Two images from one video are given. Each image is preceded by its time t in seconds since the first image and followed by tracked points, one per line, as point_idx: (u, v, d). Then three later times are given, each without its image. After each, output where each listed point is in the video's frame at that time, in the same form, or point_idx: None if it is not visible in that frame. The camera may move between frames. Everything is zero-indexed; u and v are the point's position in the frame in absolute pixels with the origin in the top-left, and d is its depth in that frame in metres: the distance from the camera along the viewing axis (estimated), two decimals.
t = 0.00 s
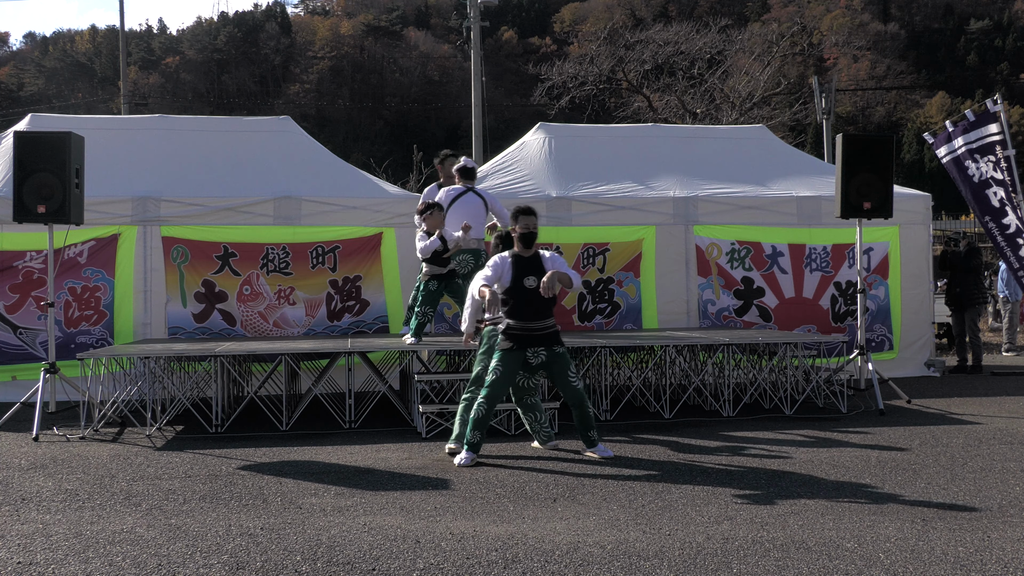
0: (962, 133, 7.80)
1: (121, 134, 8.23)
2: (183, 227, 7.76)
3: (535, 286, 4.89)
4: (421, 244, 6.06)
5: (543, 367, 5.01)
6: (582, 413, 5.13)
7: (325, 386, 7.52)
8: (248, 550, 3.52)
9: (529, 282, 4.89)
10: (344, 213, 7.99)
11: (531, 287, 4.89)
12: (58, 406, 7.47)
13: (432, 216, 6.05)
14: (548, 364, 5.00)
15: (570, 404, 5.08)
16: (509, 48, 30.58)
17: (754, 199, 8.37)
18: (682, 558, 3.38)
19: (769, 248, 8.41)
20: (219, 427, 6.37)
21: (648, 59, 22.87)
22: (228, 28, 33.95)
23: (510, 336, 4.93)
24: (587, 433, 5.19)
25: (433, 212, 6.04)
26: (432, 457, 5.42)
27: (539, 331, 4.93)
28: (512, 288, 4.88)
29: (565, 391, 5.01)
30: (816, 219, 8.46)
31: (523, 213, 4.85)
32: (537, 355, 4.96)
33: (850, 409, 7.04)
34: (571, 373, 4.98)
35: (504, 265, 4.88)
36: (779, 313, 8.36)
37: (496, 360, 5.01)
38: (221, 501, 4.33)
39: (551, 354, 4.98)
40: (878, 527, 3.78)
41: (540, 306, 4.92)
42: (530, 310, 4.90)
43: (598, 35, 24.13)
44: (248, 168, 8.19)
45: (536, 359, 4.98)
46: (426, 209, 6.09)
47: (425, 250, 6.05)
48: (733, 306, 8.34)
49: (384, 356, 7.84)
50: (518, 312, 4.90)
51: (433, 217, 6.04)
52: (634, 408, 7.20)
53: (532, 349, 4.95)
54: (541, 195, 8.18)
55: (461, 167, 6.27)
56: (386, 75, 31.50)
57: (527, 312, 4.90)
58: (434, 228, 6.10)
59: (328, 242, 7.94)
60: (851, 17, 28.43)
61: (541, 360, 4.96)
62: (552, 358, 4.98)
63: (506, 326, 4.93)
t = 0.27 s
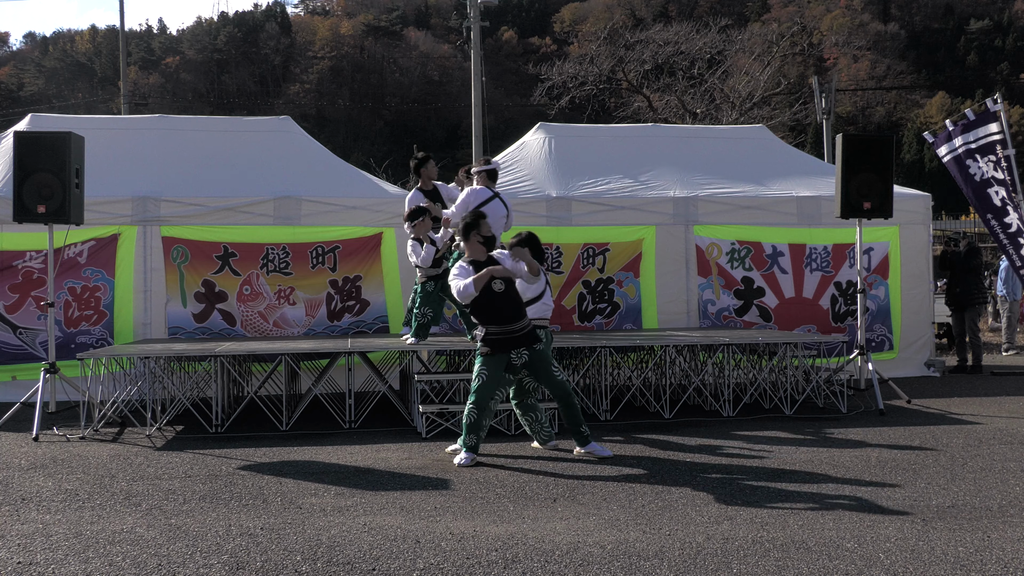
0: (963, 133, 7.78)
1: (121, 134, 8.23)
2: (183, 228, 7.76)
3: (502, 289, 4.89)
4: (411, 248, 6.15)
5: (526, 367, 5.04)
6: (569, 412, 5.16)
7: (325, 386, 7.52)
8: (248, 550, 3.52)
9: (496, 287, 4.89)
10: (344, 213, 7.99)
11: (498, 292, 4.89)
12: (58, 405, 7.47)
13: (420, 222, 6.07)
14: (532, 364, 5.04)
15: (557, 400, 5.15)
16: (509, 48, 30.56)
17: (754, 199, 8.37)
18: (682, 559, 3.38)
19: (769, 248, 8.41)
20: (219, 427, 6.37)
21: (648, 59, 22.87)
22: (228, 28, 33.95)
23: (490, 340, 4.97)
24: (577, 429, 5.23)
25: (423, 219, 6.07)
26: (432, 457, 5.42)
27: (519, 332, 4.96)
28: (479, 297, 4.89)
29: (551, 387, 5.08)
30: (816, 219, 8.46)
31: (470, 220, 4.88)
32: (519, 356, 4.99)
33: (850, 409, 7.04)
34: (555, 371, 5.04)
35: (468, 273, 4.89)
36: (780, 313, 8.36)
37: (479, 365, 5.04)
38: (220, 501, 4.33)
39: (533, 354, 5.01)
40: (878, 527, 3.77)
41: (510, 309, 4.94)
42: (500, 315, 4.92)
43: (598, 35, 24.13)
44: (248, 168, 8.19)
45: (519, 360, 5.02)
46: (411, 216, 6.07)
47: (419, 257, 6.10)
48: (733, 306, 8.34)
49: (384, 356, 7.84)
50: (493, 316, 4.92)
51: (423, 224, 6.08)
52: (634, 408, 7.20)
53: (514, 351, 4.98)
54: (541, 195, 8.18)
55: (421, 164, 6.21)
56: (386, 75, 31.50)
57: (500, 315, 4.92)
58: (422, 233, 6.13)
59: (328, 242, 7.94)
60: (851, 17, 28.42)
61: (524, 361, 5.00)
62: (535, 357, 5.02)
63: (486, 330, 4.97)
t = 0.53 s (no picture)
0: (961, 133, 7.83)
1: (121, 134, 8.23)
2: (183, 228, 7.76)
3: (490, 293, 4.96)
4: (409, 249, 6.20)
5: (520, 370, 5.06)
6: (564, 414, 5.16)
7: (325, 386, 7.52)
8: (248, 550, 3.52)
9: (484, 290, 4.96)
10: (344, 213, 7.99)
11: (486, 297, 4.95)
12: (58, 405, 7.47)
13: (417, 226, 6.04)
14: (526, 367, 5.06)
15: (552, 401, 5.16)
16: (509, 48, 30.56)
17: (754, 199, 8.37)
18: (682, 559, 3.38)
19: (769, 248, 8.41)
20: (219, 427, 6.37)
21: (648, 59, 22.87)
22: (228, 28, 33.95)
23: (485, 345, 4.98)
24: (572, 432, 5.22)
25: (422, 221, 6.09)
26: (432, 457, 5.42)
27: (513, 336, 4.99)
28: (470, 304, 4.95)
29: (545, 389, 5.10)
30: (816, 219, 8.46)
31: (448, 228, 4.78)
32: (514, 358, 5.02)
33: (850, 409, 7.04)
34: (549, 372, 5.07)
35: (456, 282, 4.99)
36: (780, 313, 8.36)
37: (474, 369, 5.04)
38: (221, 501, 4.33)
39: (528, 357, 5.03)
40: (878, 527, 3.77)
41: (502, 314, 4.97)
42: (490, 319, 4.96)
43: (598, 35, 24.12)
44: (248, 168, 8.19)
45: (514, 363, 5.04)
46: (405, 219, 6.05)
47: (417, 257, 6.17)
48: (734, 306, 8.34)
49: (384, 356, 7.84)
50: (487, 323, 4.95)
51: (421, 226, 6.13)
52: (634, 408, 7.19)
53: (510, 355, 5.01)
54: (541, 195, 8.18)
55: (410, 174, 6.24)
56: (386, 75, 31.50)
57: (493, 321, 4.95)
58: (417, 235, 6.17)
59: (328, 242, 7.94)
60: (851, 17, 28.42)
61: (518, 364, 5.02)
62: (529, 360, 5.04)
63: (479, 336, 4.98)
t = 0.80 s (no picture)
0: (961, 132, 7.83)
1: (120, 134, 8.23)
2: (183, 228, 7.76)
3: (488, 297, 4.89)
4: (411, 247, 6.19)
5: (520, 372, 5.06)
6: (563, 415, 5.16)
7: (325, 386, 7.52)
8: (248, 550, 3.51)
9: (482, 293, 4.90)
10: (344, 212, 7.99)
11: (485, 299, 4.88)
12: (58, 405, 7.47)
13: (421, 223, 6.10)
14: (526, 369, 5.06)
15: (551, 402, 5.16)
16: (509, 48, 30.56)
17: (754, 199, 8.37)
18: (682, 559, 3.38)
19: (769, 248, 8.41)
20: (219, 427, 6.37)
21: (648, 59, 22.85)
22: (228, 28, 33.94)
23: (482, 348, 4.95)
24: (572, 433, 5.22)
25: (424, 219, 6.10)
26: (433, 457, 5.42)
27: (512, 339, 4.97)
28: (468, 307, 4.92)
29: (545, 390, 5.10)
30: (816, 219, 8.46)
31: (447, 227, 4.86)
32: (513, 361, 5.01)
33: (850, 409, 7.04)
34: (548, 374, 5.07)
35: (456, 286, 4.96)
36: (780, 313, 8.36)
37: (473, 371, 5.03)
38: (221, 501, 4.33)
39: (527, 359, 5.03)
40: (878, 527, 3.77)
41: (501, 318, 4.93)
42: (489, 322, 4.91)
43: (598, 35, 24.12)
44: (248, 168, 8.19)
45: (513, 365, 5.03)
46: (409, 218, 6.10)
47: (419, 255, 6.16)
48: (734, 306, 8.34)
49: (384, 356, 7.84)
50: (487, 325, 4.92)
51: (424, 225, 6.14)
52: (634, 408, 7.19)
53: (509, 357, 5.00)
54: (541, 195, 8.18)
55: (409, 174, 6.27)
56: (386, 75, 31.50)
57: (491, 323, 4.92)
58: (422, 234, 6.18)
59: (328, 242, 7.94)
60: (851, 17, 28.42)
61: (517, 366, 5.01)
62: (528, 362, 5.03)
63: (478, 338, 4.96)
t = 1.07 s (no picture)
0: (963, 131, 7.83)
1: (120, 134, 8.23)
2: (183, 228, 7.76)
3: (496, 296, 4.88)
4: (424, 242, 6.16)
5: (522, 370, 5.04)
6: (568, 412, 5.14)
7: (325, 386, 7.52)
8: (248, 550, 3.52)
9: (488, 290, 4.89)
10: (344, 212, 8.00)
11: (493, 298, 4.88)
12: (58, 405, 7.47)
13: (439, 218, 6.06)
14: (528, 368, 5.05)
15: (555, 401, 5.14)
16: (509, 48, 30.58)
17: (754, 199, 8.36)
18: (682, 558, 3.38)
19: (769, 248, 8.41)
20: (219, 427, 6.37)
21: (648, 59, 22.86)
22: (228, 28, 33.94)
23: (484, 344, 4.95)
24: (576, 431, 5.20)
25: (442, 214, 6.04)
26: (432, 457, 5.42)
27: (515, 338, 4.95)
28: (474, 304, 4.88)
29: (549, 389, 5.08)
30: (816, 219, 8.46)
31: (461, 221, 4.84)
32: (516, 359, 4.99)
33: (850, 409, 7.04)
34: (552, 371, 5.05)
35: (462, 283, 4.85)
36: (780, 313, 8.36)
37: (474, 368, 5.03)
38: (221, 501, 4.33)
39: (529, 358, 5.01)
40: (878, 527, 3.77)
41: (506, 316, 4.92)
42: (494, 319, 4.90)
43: (598, 35, 24.11)
44: (248, 168, 8.19)
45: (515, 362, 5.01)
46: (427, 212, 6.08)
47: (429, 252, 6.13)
48: (734, 306, 8.34)
49: (384, 356, 7.83)
50: (490, 323, 4.91)
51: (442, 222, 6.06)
52: (634, 409, 7.19)
53: (511, 355, 4.98)
54: (541, 195, 8.18)
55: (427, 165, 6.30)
56: (386, 75, 31.51)
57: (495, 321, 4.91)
58: (439, 230, 6.12)
59: (328, 242, 7.94)
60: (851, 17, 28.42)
61: (519, 364, 5.00)
62: (530, 360, 5.02)
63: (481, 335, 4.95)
